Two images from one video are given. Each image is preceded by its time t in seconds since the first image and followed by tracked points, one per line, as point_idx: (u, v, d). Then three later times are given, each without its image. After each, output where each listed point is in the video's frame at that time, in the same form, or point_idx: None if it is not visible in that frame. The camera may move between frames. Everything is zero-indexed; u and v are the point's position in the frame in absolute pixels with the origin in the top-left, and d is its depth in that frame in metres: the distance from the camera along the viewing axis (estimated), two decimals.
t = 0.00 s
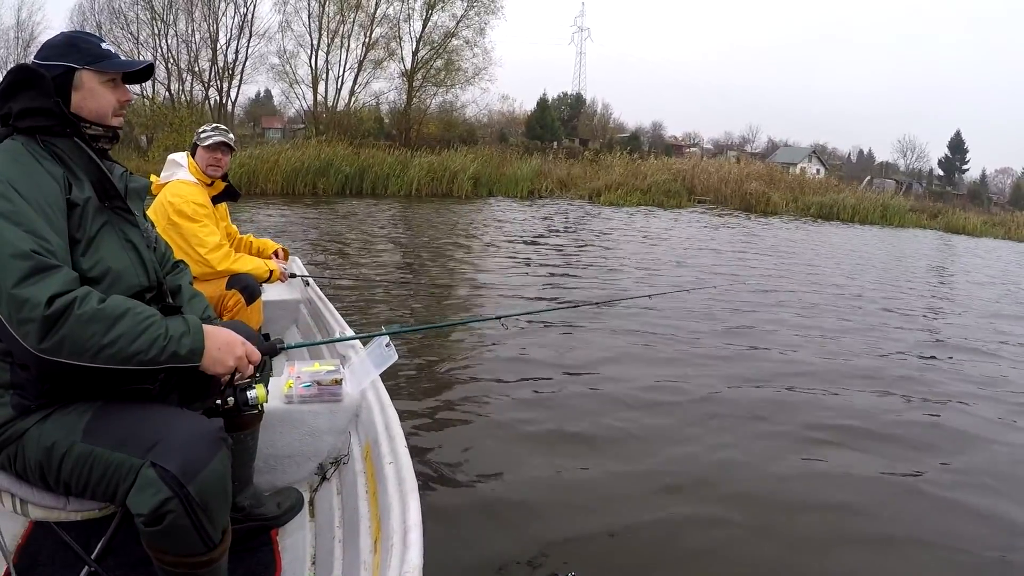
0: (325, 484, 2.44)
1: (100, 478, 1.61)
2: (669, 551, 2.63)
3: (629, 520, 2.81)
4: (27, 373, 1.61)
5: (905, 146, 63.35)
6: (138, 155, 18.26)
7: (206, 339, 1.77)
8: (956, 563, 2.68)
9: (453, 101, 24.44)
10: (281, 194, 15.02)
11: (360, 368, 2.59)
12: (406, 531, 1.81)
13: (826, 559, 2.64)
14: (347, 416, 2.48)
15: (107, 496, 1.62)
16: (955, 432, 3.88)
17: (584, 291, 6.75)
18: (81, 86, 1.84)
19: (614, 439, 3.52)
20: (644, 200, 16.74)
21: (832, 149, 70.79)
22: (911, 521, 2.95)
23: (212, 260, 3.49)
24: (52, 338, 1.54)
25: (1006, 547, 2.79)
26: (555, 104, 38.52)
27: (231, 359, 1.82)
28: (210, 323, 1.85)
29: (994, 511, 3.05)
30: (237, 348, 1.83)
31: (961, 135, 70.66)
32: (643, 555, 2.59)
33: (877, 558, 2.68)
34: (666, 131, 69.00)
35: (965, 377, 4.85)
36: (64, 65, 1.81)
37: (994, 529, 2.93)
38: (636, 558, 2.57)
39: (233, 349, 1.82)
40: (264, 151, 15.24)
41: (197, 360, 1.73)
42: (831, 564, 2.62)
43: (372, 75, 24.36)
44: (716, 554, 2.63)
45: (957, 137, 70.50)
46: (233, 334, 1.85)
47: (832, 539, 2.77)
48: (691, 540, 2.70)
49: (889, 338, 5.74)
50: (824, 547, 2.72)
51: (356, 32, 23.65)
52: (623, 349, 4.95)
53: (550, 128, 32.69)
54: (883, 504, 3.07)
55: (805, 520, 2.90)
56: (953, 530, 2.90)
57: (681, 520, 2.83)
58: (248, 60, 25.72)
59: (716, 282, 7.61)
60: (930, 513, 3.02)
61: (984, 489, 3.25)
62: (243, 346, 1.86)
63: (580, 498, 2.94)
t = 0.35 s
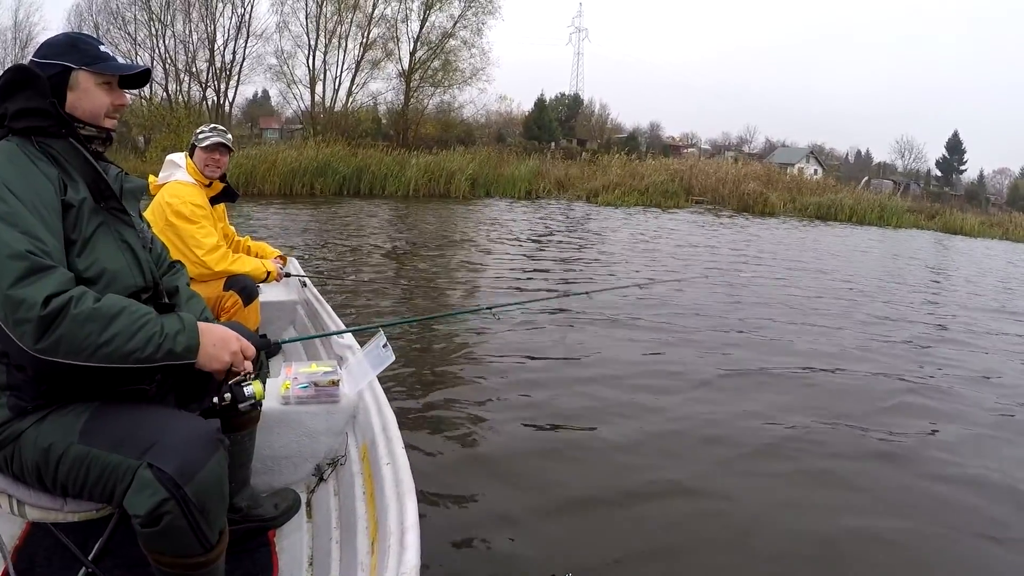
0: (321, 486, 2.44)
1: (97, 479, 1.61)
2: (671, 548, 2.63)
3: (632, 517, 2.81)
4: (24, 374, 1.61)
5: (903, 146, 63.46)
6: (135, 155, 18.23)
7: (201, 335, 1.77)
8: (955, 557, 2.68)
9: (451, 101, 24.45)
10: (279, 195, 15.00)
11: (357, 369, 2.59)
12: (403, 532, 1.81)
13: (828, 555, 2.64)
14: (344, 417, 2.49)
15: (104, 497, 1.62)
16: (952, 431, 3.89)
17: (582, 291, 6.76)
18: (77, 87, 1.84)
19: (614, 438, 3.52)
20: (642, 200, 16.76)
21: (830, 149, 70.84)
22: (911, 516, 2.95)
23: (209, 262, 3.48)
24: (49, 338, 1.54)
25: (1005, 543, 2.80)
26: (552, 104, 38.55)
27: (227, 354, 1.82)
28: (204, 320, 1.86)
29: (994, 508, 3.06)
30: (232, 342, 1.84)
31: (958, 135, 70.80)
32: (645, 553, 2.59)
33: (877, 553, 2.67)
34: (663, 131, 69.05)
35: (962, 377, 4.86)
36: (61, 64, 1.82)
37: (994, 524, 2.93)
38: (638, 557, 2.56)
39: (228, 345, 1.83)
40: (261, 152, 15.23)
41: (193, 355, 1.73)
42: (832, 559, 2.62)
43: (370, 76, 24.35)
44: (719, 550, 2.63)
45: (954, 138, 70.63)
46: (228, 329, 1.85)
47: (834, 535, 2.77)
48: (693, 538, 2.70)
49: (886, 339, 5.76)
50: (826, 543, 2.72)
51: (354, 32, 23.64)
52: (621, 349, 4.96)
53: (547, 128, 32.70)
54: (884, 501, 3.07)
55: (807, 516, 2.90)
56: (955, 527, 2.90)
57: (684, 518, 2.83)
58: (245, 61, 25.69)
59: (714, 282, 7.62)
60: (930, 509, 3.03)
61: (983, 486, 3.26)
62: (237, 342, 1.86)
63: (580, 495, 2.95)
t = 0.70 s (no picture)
0: (319, 486, 2.44)
1: (96, 479, 1.62)
2: (671, 543, 2.63)
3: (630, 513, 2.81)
4: (23, 373, 1.61)
5: (901, 145, 63.54)
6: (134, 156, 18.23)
7: (200, 326, 1.77)
8: (955, 552, 2.68)
9: (449, 101, 24.46)
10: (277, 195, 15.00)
11: (354, 369, 2.60)
12: (401, 532, 1.82)
13: (828, 549, 2.64)
14: (342, 417, 2.49)
15: (102, 496, 1.63)
16: (950, 427, 3.89)
17: (581, 290, 6.77)
18: (81, 87, 1.85)
19: (612, 436, 3.53)
20: (641, 199, 16.78)
21: (828, 148, 70.89)
22: (910, 511, 2.95)
23: (207, 262, 3.49)
24: (51, 334, 1.54)
25: (1005, 537, 2.79)
26: (551, 104, 38.59)
27: (229, 344, 1.82)
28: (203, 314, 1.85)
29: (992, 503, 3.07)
30: (233, 332, 1.84)
31: (956, 134, 70.89)
32: (645, 548, 2.59)
33: (877, 547, 2.67)
34: (662, 130, 69.04)
35: (960, 375, 4.88)
36: (68, 64, 1.82)
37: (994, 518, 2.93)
38: (638, 553, 2.56)
39: (229, 335, 1.83)
40: (260, 153, 15.23)
41: (194, 348, 1.73)
42: (833, 553, 2.62)
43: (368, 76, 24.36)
44: (717, 544, 2.64)
45: (953, 137, 70.68)
46: (228, 320, 1.86)
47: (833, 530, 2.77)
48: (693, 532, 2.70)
49: (885, 336, 5.77)
50: (826, 537, 2.72)
51: (352, 32, 23.66)
52: (620, 348, 4.97)
53: (546, 128, 32.71)
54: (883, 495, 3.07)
55: (806, 510, 2.90)
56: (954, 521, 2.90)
57: (684, 513, 2.83)
58: (243, 61, 25.68)
59: (713, 281, 7.64)
60: (930, 503, 3.03)
61: (982, 481, 3.27)
62: (238, 334, 1.86)
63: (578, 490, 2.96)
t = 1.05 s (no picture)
0: (318, 486, 2.45)
1: (94, 479, 1.62)
2: (669, 547, 2.64)
3: (629, 516, 2.82)
4: (21, 374, 1.62)
5: (901, 144, 63.51)
6: (134, 157, 18.23)
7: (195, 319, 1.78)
8: (950, 555, 2.69)
9: (449, 101, 24.46)
10: (277, 195, 15.00)
11: (353, 368, 2.60)
12: (400, 532, 1.82)
13: (827, 554, 2.65)
14: (340, 417, 2.50)
15: (100, 497, 1.63)
16: (949, 428, 3.89)
17: (580, 290, 6.77)
18: (76, 87, 1.85)
19: (611, 436, 3.53)
20: (641, 199, 16.77)
21: (828, 148, 70.86)
22: (909, 514, 2.96)
23: (205, 262, 3.49)
24: (48, 336, 1.55)
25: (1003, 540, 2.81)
26: (551, 104, 38.59)
27: (223, 335, 1.83)
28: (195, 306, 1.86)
29: (990, 505, 3.07)
30: (227, 323, 1.85)
31: (956, 133, 70.88)
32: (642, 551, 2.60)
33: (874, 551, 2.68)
34: (661, 130, 68.98)
35: (959, 375, 4.88)
36: (62, 64, 1.83)
37: (991, 521, 2.94)
38: (637, 557, 2.57)
39: (222, 325, 1.83)
40: (259, 153, 15.23)
41: (190, 339, 1.73)
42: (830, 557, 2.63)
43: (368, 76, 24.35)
44: (712, 547, 2.65)
45: (953, 136, 70.67)
46: (221, 312, 1.87)
47: (832, 534, 2.78)
48: (692, 536, 2.71)
49: (884, 336, 5.77)
50: (824, 541, 2.73)
51: (352, 33, 23.67)
52: (619, 348, 4.98)
53: (545, 128, 32.71)
54: (879, 498, 3.08)
55: (805, 514, 2.91)
56: (950, 524, 2.91)
57: (682, 517, 2.84)
58: (243, 62, 25.67)
59: (713, 281, 7.63)
60: (928, 507, 3.03)
61: (979, 483, 3.27)
62: (232, 323, 1.87)
63: (574, 492, 2.98)
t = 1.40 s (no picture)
0: (318, 486, 2.45)
1: (93, 479, 1.62)
2: (668, 550, 2.64)
3: (626, 519, 2.83)
4: (21, 375, 1.62)
5: (902, 143, 63.45)
6: (135, 158, 18.24)
7: (197, 325, 1.78)
8: (945, 558, 2.70)
9: (450, 101, 24.46)
10: (278, 196, 15.01)
11: (353, 368, 2.60)
12: (399, 532, 1.82)
13: (825, 558, 2.65)
14: (339, 417, 2.50)
15: (100, 497, 1.63)
16: (949, 429, 3.89)
17: (581, 290, 6.77)
18: (72, 87, 1.84)
19: (611, 436, 3.54)
20: (641, 199, 16.77)
21: (829, 147, 70.79)
22: (907, 518, 2.96)
23: (206, 262, 3.49)
24: (47, 339, 1.55)
25: (1001, 545, 2.81)
26: (552, 104, 38.58)
27: (223, 343, 1.84)
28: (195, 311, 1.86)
29: (989, 507, 3.07)
30: (227, 330, 1.86)
31: (957, 133, 70.79)
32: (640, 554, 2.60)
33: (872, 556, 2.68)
34: (663, 130, 68.94)
35: (960, 374, 4.87)
36: (56, 65, 1.81)
37: (990, 526, 2.94)
38: (635, 560, 2.57)
39: (223, 333, 1.84)
40: (260, 153, 15.24)
41: (189, 346, 1.73)
42: (828, 562, 2.63)
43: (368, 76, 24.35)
44: (706, 548, 2.67)
45: (954, 135, 70.58)
46: (223, 319, 1.88)
47: (829, 538, 2.78)
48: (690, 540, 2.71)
49: (885, 335, 5.77)
50: (819, 542, 2.74)
51: (353, 33, 23.69)
52: (619, 347, 4.98)
53: (546, 127, 32.68)
54: (878, 501, 3.08)
55: (802, 515, 2.91)
56: (949, 527, 2.91)
57: (680, 521, 2.84)
58: (243, 62, 25.68)
59: (714, 280, 7.63)
60: (926, 510, 3.04)
61: (979, 485, 3.27)
62: (232, 331, 1.89)
63: (570, 492, 3.00)
